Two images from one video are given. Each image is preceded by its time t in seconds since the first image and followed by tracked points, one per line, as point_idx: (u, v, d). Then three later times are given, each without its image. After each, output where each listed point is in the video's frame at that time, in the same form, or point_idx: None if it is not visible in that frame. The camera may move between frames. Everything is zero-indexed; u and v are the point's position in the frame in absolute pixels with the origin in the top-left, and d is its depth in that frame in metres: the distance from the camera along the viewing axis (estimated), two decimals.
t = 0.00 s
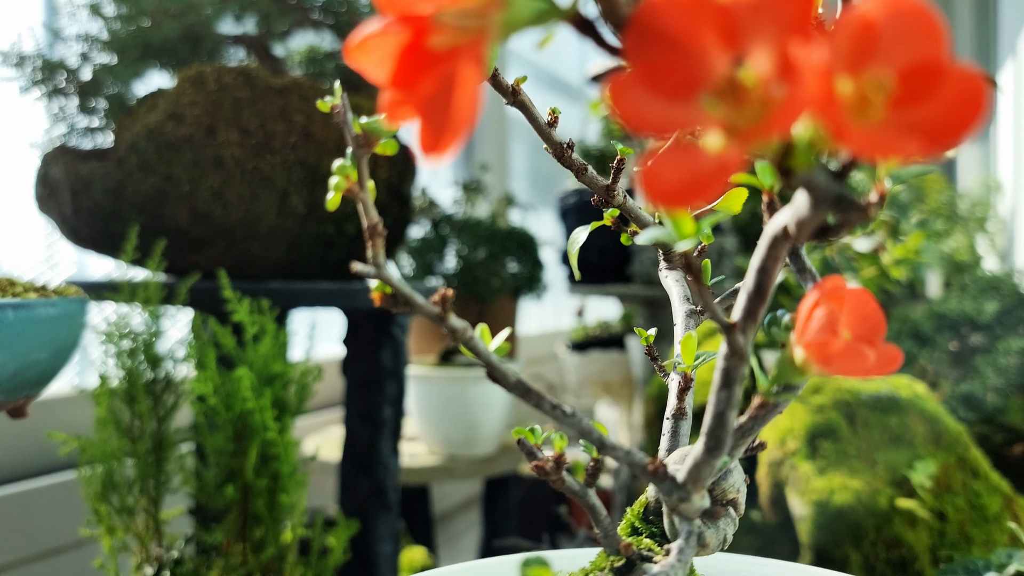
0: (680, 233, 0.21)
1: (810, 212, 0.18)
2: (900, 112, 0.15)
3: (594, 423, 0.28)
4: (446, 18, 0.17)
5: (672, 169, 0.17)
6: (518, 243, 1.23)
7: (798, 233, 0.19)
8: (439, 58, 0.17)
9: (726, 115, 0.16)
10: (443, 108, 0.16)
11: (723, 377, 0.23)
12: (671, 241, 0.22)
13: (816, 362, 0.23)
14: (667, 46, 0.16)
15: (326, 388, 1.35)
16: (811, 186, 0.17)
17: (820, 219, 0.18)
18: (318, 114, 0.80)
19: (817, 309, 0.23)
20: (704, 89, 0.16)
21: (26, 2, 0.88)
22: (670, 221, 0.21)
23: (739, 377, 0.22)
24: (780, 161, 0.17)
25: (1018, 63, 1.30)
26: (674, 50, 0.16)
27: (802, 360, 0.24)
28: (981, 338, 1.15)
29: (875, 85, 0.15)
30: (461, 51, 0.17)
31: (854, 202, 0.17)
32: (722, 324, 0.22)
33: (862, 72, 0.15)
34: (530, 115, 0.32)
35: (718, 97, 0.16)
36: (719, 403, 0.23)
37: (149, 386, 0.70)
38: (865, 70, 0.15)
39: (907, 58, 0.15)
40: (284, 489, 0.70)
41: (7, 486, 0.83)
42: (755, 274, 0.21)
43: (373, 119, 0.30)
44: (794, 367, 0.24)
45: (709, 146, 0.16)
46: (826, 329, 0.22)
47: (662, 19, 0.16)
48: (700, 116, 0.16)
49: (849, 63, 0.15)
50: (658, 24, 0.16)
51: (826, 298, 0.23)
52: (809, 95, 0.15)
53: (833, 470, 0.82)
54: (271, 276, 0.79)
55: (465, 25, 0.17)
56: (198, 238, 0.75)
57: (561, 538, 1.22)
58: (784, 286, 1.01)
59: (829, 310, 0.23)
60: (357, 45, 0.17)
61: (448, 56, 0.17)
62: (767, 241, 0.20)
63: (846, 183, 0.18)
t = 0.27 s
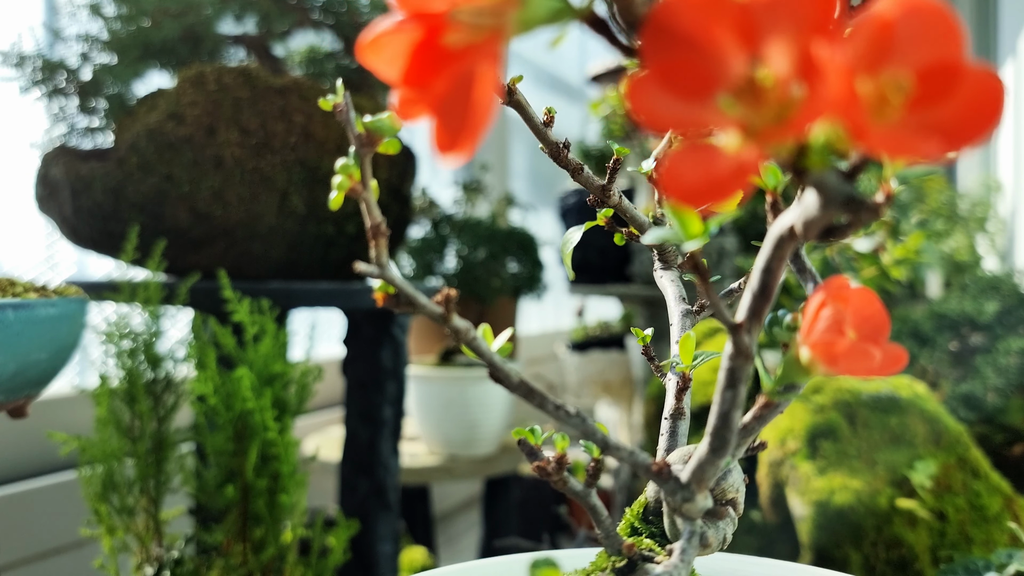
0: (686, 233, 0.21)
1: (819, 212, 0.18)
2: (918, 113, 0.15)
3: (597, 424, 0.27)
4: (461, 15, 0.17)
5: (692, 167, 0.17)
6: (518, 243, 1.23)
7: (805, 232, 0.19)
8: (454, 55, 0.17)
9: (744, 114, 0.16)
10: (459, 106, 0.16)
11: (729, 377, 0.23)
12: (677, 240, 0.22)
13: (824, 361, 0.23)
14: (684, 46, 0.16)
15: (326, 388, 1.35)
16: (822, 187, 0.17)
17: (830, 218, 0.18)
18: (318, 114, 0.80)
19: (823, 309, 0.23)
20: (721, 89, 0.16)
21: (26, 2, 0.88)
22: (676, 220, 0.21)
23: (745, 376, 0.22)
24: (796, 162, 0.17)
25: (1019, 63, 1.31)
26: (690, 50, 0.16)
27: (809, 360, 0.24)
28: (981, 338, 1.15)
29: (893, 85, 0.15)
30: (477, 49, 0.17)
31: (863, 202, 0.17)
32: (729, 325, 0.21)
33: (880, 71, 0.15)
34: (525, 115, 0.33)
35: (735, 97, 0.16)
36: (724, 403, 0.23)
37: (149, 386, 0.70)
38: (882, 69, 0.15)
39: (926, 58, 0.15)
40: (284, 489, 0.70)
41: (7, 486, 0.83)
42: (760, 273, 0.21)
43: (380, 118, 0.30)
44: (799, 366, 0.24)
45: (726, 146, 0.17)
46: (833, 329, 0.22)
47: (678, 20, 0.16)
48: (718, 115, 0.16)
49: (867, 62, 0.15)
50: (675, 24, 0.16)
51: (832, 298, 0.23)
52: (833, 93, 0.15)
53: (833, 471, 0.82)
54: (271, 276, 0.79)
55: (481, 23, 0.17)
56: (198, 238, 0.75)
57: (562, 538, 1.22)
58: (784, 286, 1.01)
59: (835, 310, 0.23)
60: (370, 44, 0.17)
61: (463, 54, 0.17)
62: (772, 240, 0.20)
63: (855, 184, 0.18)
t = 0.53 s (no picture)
0: (694, 233, 0.21)
1: (828, 211, 0.17)
2: (937, 113, 0.16)
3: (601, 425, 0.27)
4: (477, 13, 0.17)
5: (708, 168, 0.17)
6: (518, 243, 1.23)
7: (811, 233, 0.19)
8: (471, 54, 0.17)
9: (761, 114, 0.16)
10: (475, 104, 0.17)
11: (733, 377, 0.23)
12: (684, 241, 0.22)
13: (830, 362, 0.22)
14: (702, 46, 0.16)
15: (326, 388, 1.35)
16: (832, 188, 0.17)
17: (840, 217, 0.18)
18: (318, 114, 0.80)
19: (830, 309, 0.23)
20: (738, 89, 0.16)
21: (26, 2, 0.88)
22: (684, 220, 0.21)
23: (750, 376, 0.22)
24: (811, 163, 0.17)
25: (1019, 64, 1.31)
26: (708, 51, 0.16)
27: (814, 358, 0.23)
28: (981, 338, 1.15)
29: (910, 86, 0.16)
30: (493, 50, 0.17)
31: (873, 203, 0.16)
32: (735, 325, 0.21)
33: (897, 72, 0.16)
34: (521, 115, 0.32)
35: (753, 97, 0.16)
36: (729, 403, 0.23)
37: (149, 386, 0.70)
38: (899, 70, 0.16)
39: (942, 60, 0.16)
40: (284, 489, 0.70)
41: (7, 486, 0.83)
42: (764, 274, 0.21)
43: (384, 117, 0.29)
44: (804, 366, 0.24)
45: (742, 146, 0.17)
46: (839, 329, 0.22)
47: (696, 20, 0.16)
48: (734, 114, 0.16)
49: (884, 63, 0.15)
50: (692, 25, 0.16)
51: (837, 298, 0.23)
52: (855, 94, 0.15)
53: (833, 471, 0.82)
54: (271, 276, 0.79)
55: (497, 20, 0.17)
56: (198, 238, 0.75)
57: (562, 538, 1.22)
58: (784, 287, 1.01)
59: (841, 310, 0.23)
60: (385, 42, 0.18)
61: (480, 53, 0.17)
62: (778, 240, 0.20)
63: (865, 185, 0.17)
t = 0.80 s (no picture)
0: (701, 232, 0.21)
1: (837, 211, 0.17)
2: (952, 114, 0.16)
3: (605, 424, 0.27)
4: (494, 12, 0.17)
5: (725, 166, 0.17)
6: (518, 243, 1.23)
7: (817, 233, 0.18)
8: (487, 53, 0.17)
9: (778, 115, 0.16)
10: (492, 106, 0.17)
11: (738, 378, 0.23)
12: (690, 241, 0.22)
13: (837, 362, 0.22)
14: (718, 46, 0.16)
15: (326, 388, 1.35)
16: (841, 186, 0.17)
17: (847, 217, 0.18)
18: (318, 114, 0.80)
19: (835, 309, 0.23)
20: (756, 89, 0.16)
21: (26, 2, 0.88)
22: (690, 220, 0.21)
23: (755, 376, 0.22)
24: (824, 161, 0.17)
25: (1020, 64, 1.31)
26: (726, 50, 0.16)
27: (819, 359, 0.23)
28: (981, 338, 1.15)
29: (927, 87, 0.16)
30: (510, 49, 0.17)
31: (883, 204, 0.17)
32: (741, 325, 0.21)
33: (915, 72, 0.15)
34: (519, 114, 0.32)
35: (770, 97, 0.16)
36: (733, 403, 0.23)
37: (149, 386, 0.70)
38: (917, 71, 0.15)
39: (960, 60, 0.16)
40: (284, 489, 0.70)
41: (7, 486, 0.83)
42: (769, 274, 0.21)
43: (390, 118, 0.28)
44: (810, 366, 0.23)
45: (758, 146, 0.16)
46: (845, 328, 0.22)
47: (712, 19, 0.16)
48: (751, 115, 0.16)
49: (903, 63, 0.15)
50: (709, 23, 0.16)
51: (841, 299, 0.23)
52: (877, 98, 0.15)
53: (833, 471, 0.82)
54: (271, 276, 0.79)
55: (514, 19, 0.17)
56: (198, 238, 0.75)
57: (562, 538, 1.22)
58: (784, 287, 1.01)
59: (846, 310, 0.23)
60: (398, 41, 0.18)
61: (496, 52, 0.17)
62: (782, 240, 0.20)
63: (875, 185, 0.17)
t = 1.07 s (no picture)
0: (708, 232, 0.21)
1: (845, 211, 0.17)
2: (969, 116, 0.16)
3: (609, 424, 0.27)
4: (513, 10, 0.17)
5: (752, 165, 0.17)
6: (518, 244, 1.23)
7: (824, 233, 0.19)
8: (507, 50, 0.17)
9: (797, 114, 0.16)
10: (511, 104, 0.17)
11: (742, 377, 0.23)
12: (698, 241, 0.22)
13: (842, 361, 0.23)
14: (735, 46, 0.16)
15: (325, 388, 1.35)
16: (852, 186, 0.16)
17: (855, 218, 0.17)
18: (318, 114, 0.80)
19: (840, 309, 0.23)
20: (774, 89, 0.16)
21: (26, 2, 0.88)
22: (697, 219, 0.22)
23: (759, 376, 0.22)
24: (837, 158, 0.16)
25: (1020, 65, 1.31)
26: (744, 50, 0.16)
27: (824, 360, 0.23)
28: (982, 338, 1.15)
29: (948, 87, 0.16)
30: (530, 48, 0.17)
31: (892, 204, 0.16)
32: (747, 323, 0.21)
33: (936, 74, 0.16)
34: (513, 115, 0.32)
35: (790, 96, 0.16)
36: (740, 402, 0.23)
37: (149, 386, 0.70)
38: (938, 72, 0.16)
39: (977, 61, 0.16)
40: (284, 489, 0.70)
41: (7, 486, 0.83)
42: (774, 274, 0.21)
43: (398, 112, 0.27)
44: (815, 366, 0.24)
45: (778, 145, 0.16)
46: (851, 328, 0.23)
47: (730, 19, 0.16)
48: (769, 114, 0.16)
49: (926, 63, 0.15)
50: (726, 23, 0.16)
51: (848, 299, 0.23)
52: (901, 97, 0.15)
53: (833, 471, 0.82)
54: (271, 276, 0.79)
55: (533, 17, 0.17)
56: (198, 238, 0.75)
57: (562, 538, 1.22)
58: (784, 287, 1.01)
59: (852, 309, 0.23)
60: (413, 40, 0.18)
61: (516, 51, 0.17)
62: (788, 240, 0.20)
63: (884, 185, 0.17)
